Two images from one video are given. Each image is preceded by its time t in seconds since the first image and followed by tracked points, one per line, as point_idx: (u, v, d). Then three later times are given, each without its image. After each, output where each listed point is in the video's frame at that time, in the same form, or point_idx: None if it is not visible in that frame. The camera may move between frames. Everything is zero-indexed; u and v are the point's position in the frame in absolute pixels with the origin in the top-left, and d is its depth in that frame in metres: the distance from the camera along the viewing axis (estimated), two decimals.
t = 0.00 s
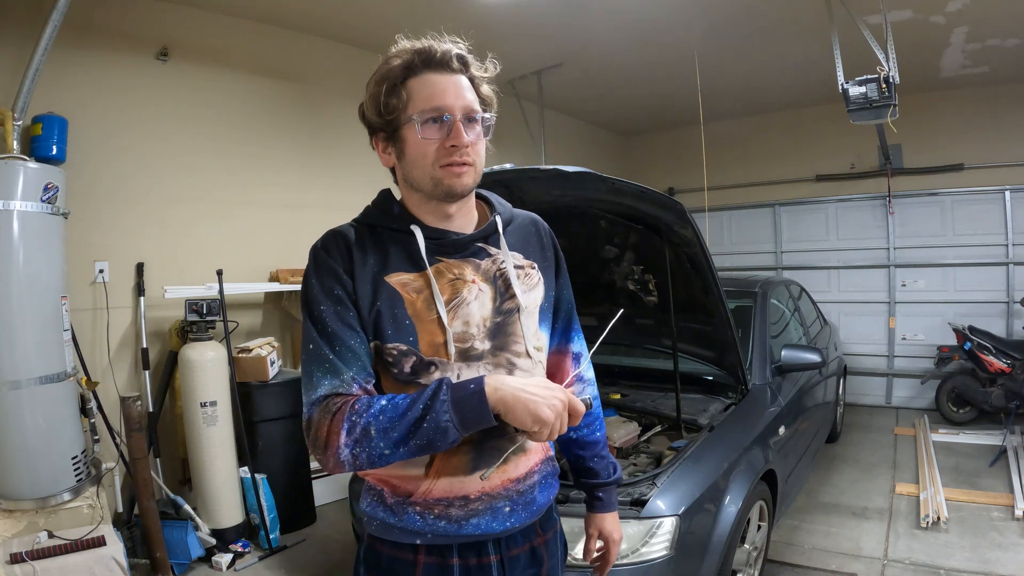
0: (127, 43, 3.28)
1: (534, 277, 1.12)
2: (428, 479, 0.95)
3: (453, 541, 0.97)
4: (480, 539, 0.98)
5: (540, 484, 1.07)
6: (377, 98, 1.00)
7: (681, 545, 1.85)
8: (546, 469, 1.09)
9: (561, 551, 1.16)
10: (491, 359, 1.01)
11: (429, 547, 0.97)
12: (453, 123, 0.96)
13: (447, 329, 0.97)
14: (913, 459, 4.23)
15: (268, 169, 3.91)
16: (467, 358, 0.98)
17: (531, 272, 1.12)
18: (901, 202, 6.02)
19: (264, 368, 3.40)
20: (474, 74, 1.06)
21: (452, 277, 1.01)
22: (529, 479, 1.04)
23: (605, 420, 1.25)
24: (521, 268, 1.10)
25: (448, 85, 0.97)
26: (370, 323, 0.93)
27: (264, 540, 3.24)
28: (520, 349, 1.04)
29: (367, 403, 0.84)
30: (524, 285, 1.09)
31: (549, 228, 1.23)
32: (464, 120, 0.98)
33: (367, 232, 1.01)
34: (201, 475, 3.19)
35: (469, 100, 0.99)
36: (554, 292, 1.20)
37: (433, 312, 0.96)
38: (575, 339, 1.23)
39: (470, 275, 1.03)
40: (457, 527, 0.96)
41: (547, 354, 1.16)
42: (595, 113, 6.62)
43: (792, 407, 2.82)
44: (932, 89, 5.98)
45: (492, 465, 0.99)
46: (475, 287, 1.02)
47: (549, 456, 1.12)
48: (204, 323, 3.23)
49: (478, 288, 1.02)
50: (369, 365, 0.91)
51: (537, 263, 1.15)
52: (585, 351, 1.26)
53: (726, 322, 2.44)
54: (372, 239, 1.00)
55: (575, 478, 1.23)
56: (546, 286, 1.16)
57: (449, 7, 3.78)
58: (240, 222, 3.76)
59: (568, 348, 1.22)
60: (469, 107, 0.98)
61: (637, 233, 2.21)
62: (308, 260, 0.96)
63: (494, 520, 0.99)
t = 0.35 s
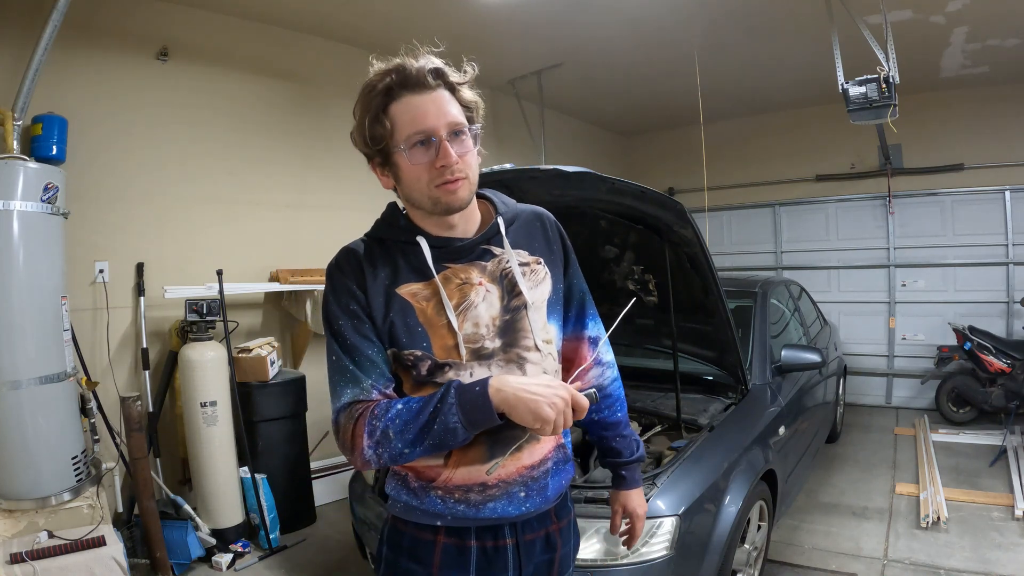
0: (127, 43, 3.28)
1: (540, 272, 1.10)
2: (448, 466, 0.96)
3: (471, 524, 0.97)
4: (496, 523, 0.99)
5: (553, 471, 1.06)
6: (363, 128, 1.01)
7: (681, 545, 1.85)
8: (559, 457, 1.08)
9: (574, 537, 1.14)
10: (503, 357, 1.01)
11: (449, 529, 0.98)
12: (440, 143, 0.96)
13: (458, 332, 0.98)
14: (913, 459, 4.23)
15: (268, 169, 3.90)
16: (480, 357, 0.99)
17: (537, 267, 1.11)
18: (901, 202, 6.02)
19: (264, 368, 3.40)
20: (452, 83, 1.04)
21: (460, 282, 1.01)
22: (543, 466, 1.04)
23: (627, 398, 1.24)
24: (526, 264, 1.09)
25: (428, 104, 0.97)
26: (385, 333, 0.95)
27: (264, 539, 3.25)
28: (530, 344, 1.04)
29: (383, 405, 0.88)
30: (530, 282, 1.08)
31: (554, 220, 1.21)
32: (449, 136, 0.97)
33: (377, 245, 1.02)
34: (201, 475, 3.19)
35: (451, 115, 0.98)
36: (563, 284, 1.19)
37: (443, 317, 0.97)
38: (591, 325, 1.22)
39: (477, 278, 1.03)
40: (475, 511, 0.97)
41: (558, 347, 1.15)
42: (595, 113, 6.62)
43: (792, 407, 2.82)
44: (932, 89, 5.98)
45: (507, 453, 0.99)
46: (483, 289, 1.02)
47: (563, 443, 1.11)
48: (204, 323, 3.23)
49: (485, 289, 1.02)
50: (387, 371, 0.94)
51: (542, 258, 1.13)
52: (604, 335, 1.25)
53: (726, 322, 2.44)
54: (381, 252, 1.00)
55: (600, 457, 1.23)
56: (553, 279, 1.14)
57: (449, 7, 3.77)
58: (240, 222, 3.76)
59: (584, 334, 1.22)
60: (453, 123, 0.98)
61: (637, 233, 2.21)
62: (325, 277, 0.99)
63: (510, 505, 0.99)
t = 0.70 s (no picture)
0: (127, 43, 3.28)
1: (541, 271, 1.10)
2: (455, 463, 0.96)
3: (477, 519, 0.98)
4: (502, 517, 0.99)
5: (557, 466, 1.06)
6: (364, 132, 1.02)
7: (681, 545, 1.85)
8: (563, 451, 1.08)
9: (576, 532, 1.15)
10: (505, 354, 1.01)
11: (455, 525, 0.98)
12: (436, 146, 0.96)
13: (461, 330, 0.97)
14: (913, 459, 4.23)
15: (268, 169, 3.90)
16: (483, 355, 0.99)
17: (538, 266, 1.11)
18: (901, 202, 6.02)
19: (264, 368, 3.39)
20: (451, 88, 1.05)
21: (462, 281, 1.01)
22: (547, 460, 1.04)
23: (623, 396, 1.24)
24: (527, 263, 1.09)
25: (425, 107, 0.97)
26: (389, 331, 0.95)
27: (264, 540, 3.24)
28: (531, 341, 1.04)
29: (389, 403, 0.88)
30: (530, 280, 1.08)
31: (554, 221, 1.21)
32: (447, 139, 0.97)
33: (380, 247, 1.02)
34: (200, 475, 3.19)
35: (449, 118, 0.98)
36: (563, 282, 1.19)
37: (446, 316, 0.97)
38: (589, 323, 1.22)
39: (479, 276, 1.03)
40: (481, 505, 0.97)
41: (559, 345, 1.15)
42: (596, 113, 6.62)
43: (792, 407, 2.82)
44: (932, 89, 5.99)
45: (511, 448, 0.98)
46: (485, 288, 1.02)
47: (566, 438, 1.11)
48: (204, 323, 3.23)
49: (488, 288, 1.02)
50: (393, 370, 0.94)
51: (543, 258, 1.13)
52: (601, 333, 1.25)
53: (726, 322, 2.45)
54: (385, 254, 1.00)
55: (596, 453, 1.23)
56: (554, 277, 1.14)
57: (449, 7, 3.77)
58: (240, 222, 3.76)
59: (582, 332, 1.21)
60: (451, 125, 0.98)
61: (636, 233, 2.21)
62: (331, 279, 1.00)
63: (515, 499, 0.99)
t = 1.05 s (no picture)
0: (127, 44, 3.28)
1: (542, 274, 1.10)
2: (450, 462, 0.95)
3: (471, 520, 0.97)
4: (496, 518, 0.99)
5: (552, 466, 1.06)
6: (382, 118, 1.01)
7: (681, 545, 1.85)
8: (557, 453, 1.09)
9: (569, 534, 1.15)
10: (505, 353, 1.01)
11: (449, 525, 0.98)
12: (455, 139, 0.97)
13: (462, 327, 0.97)
14: (913, 459, 4.23)
15: (268, 169, 3.90)
16: (482, 353, 0.99)
17: (540, 269, 1.11)
18: (901, 202, 6.02)
19: (264, 368, 3.39)
20: (473, 85, 1.05)
21: (465, 278, 1.01)
22: (542, 460, 1.04)
23: (612, 404, 1.24)
24: (529, 264, 1.09)
25: (447, 101, 0.97)
26: (391, 324, 0.95)
27: (264, 539, 3.25)
28: (531, 341, 1.04)
29: (388, 394, 0.88)
30: (533, 281, 1.08)
31: (556, 226, 1.21)
32: (466, 134, 0.98)
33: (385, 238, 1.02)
34: (200, 475, 3.19)
35: (470, 115, 0.99)
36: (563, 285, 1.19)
37: (448, 311, 0.97)
38: (584, 330, 1.22)
39: (482, 275, 1.02)
40: (475, 506, 0.97)
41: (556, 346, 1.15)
42: (595, 113, 6.62)
43: (792, 407, 2.82)
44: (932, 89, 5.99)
45: (506, 448, 0.99)
46: (487, 286, 1.02)
47: (559, 441, 1.11)
48: (204, 323, 3.23)
49: (490, 286, 1.02)
50: (390, 361, 0.93)
51: (545, 261, 1.13)
52: (594, 341, 1.25)
53: (726, 322, 2.45)
54: (389, 245, 1.00)
55: (584, 460, 1.23)
56: (555, 281, 1.15)
57: (449, 7, 3.77)
58: (240, 222, 3.76)
59: (576, 338, 1.21)
60: (469, 121, 0.98)
61: (637, 233, 2.21)
62: (332, 266, 0.98)
63: (510, 500, 0.99)
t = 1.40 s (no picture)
0: (127, 44, 3.28)
1: (542, 275, 1.12)
2: (451, 467, 0.94)
3: (470, 528, 0.97)
4: (497, 525, 0.99)
5: (550, 470, 1.08)
6: (397, 103, 1.01)
7: (681, 545, 1.85)
8: (555, 457, 1.11)
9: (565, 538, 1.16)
10: (507, 351, 1.01)
11: (448, 535, 0.97)
12: (473, 128, 0.97)
13: (466, 323, 0.97)
14: (913, 459, 4.23)
15: (268, 169, 3.90)
16: (485, 350, 0.98)
17: (540, 271, 1.12)
18: (901, 202, 6.02)
19: (264, 368, 3.40)
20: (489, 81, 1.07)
21: (470, 274, 1.01)
22: (541, 465, 1.05)
23: (599, 410, 1.26)
24: (531, 266, 1.10)
25: (467, 91, 0.99)
26: (385, 320, 0.94)
27: (264, 540, 3.25)
28: (533, 342, 1.05)
29: (364, 400, 0.86)
30: (534, 282, 1.09)
31: (553, 232, 1.23)
32: (483, 126, 0.99)
33: (386, 230, 1.01)
34: (200, 475, 3.19)
35: (487, 107, 1.00)
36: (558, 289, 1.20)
37: (452, 306, 0.97)
38: (574, 335, 1.23)
39: (485, 272, 1.03)
40: (476, 513, 0.96)
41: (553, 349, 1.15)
42: (595, 113, 6.62)
43: (792, 407, 2.82)
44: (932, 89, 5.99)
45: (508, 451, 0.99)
46: (491, 284, 1.02)
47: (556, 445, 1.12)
48: (204, 323, 3.23)
49: (493, 284, 1.02)
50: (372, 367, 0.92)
51: (544, 264, 1.15)
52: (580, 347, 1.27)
53: (726, 323, 2.44)
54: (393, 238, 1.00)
55: (571, 467, 1.23)
56: (552, 284, 1.16)
57: (448, 7, 3.77)
58: (240, 222, 3.76)
59: (567, 344, 1.22)
60: (487, 113, 1.00)
61: (637, 233, 2.21)
62: (327, 259, 0.96)
63: (511, 505, 0.99)
